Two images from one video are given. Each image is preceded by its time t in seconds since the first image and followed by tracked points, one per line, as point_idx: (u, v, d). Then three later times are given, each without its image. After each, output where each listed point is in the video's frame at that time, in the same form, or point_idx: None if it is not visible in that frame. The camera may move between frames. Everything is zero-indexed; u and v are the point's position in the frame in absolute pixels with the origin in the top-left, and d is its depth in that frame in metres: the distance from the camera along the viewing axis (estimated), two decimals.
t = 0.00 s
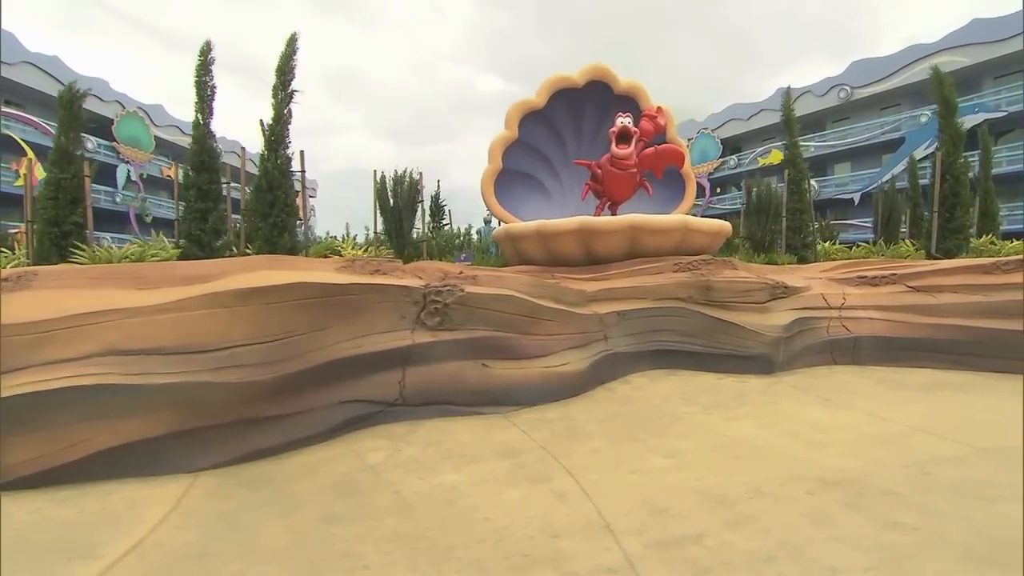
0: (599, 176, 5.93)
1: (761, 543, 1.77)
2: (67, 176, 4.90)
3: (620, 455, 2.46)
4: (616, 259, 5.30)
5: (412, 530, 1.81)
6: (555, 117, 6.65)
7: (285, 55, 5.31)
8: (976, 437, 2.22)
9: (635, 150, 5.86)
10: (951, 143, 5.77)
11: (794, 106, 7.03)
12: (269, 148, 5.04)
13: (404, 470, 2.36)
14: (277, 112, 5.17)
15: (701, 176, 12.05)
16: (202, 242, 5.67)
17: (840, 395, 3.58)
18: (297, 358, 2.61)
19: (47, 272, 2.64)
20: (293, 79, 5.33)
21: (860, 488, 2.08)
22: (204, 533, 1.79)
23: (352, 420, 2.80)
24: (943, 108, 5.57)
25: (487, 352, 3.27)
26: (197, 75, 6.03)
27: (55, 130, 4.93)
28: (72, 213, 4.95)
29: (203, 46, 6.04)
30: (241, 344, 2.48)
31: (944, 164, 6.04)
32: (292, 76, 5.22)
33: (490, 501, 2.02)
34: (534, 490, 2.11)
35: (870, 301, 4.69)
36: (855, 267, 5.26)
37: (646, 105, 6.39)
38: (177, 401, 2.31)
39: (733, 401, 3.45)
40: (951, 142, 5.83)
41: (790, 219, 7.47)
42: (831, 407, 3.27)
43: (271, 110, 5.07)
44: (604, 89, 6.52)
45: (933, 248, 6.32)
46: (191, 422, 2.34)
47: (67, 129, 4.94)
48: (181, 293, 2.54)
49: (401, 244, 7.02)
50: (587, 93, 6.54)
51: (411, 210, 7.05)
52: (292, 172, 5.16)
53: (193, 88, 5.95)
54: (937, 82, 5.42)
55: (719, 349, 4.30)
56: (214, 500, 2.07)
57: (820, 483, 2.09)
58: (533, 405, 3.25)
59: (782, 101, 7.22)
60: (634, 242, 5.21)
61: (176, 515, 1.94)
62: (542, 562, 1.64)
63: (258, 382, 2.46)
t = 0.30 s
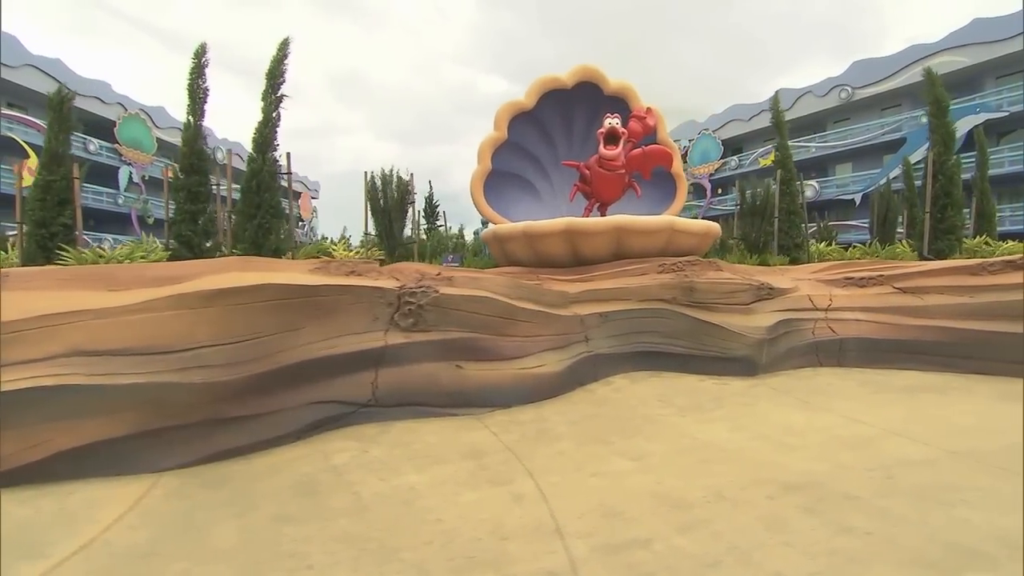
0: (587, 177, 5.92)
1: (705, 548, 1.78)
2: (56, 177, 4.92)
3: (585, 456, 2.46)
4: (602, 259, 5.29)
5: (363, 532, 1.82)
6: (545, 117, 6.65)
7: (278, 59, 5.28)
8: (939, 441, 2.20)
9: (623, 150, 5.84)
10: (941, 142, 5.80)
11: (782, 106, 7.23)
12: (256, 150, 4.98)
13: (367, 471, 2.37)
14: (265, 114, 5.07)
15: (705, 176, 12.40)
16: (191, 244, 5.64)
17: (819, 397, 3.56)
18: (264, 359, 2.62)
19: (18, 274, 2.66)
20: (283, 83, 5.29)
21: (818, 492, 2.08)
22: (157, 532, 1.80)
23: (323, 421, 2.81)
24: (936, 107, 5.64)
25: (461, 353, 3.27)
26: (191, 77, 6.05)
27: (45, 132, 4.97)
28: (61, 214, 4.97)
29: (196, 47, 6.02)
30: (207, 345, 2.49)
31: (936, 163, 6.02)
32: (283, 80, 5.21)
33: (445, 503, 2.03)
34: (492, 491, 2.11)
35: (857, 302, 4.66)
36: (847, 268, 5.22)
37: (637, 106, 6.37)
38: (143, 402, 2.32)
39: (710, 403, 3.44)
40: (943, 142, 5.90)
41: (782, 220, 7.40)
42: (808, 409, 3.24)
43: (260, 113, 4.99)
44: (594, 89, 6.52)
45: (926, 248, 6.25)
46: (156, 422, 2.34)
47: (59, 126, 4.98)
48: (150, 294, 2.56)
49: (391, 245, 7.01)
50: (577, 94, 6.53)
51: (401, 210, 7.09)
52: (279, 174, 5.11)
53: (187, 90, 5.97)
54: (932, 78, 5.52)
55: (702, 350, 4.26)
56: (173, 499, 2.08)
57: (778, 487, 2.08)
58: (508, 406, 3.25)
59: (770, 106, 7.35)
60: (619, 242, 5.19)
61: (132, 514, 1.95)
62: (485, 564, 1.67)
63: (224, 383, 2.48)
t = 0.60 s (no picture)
0: (576, 177, 5.91)
1: (656, 551, 1.78)
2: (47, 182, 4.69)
3: (552, 457, 2.45)
4: (589, 260, 5.28)
5: (316, 532, 1.83)
6: (535, 118, 6.64)
7: (263, 57, 5.30)
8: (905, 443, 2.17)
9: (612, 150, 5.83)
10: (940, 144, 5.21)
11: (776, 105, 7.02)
12: (243, 151, 5.03)
13: (332, 471, 2.37)
14: (252, 115, 5.11)
15: (704, 175, 13.81)
16: (182, 245, 5.68)
17: (800, 398, 3.53)
18: (234, 359, 2.64)
19: None
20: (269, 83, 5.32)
21: (779, 495, 2.06)
22: (114, 529, 1.82)
23: (295, 421, 2.81)
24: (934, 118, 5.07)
25: (437, 353, 3.27)
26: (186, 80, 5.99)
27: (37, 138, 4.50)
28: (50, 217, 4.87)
29: (196, 51, 5.92)
30: (176, 345, 2.51)
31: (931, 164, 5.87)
32: (268, 80, 5.24)
33: (403, 504, 2.03)
34: (452, 491, 2.12)
35: (844, 303, 4.64)
36: (837, 268, 5.19)
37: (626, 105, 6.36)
38: (110, 401, 2.33)
39: (688, 404, 3.42)
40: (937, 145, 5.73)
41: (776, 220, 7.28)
42: (785, 410, 3.22)
43: (246, 115, 5.04)
44: (584, 89, 6.51)
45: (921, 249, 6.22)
46: (124, 422, 2.36)
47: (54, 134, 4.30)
48: (121, 295, 2.58)
49: (385, 246, 7.03)
50: (567, 94, 6.53)
51: (393, 211, 7.09)
52: (266, 176, 5.16)
53: (182, 93, 5.90)
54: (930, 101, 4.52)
55: (686, 351, 4.24)
56: (136, 498, 2.09)
57: (739, 490, 2.06)
58: (484, 407, 3.25)
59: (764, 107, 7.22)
60: (606, 243, 5.18)
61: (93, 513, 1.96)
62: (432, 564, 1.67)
63: (192, 383, 2.49)
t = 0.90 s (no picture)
0: (567, 176, 5.89)
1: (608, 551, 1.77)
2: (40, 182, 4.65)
3: (519, 458, 2.44)
4: (577, 259, 5.27)
5: (270, 531, 1.83)
6: (527, 117, 6.63)
7: (250, 56, 5.36)
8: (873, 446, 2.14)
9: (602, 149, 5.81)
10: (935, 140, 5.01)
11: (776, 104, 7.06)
12: (231, 151, 5.08)
13: (298, 470, 2.37)
14: (239, 114, 5.16)
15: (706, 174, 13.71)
16: (172, 246, 5.64)
17: (782, 399, 3.50)
18: (205, 358, 2.66)
19: None
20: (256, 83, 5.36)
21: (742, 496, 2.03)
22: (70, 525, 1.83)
23: (269, 420, 2.82)
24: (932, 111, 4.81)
25: (415, 353, 3.28)
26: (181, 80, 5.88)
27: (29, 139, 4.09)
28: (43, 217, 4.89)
29: (190, 50, 5.77)
30: (146, 344, 2.52)
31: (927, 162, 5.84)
32: (255, 79, 5.29)
33: (361, 503, 2.03)
34: (412, 491, 2.11)
35: (833, 302, 4.59)
36: (827, 267, 5.15)
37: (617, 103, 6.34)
38: (78, 400, 2.34)
39: (667, 404, 3.40)
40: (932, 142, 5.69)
41: (769, 219, 7.30)
42: (763, 411, 3.20)
43: (233, 114, 5.09)
44: (575, 87, 6.49)
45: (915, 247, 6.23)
46: (92, 421, 2.37)
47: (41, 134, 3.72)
48: (94, 294, 2.60)
49: (377, 245, 7.05)
50: (558, 93, 6.52)
51: (385, 211, 7.11)
52: (255, 175, 5.19)
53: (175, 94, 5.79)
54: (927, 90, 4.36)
55: (671, 351, 4.22)
56: (98, 495, 2.10)
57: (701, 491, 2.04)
58: (461, 406, 3.25)
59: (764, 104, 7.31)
60: (594, 242, 5.16)
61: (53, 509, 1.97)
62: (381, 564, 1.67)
63: (162, 382, 2.50)
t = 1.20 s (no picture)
0: (558, 177, 5.89)
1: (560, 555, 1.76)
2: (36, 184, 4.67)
3: (488, 460, 2.43)
4: (567, 261, 5.26)
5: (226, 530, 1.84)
6: (520, 118, 6.63)
7: (246, 61, 5.38)
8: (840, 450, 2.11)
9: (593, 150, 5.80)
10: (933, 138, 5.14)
11: (769, 100, 7.01)
12: (223, 154, 5.12)
13: (267, 470, 2.38)
14: (233, 118, 5.17)
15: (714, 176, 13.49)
16: (168, 247, 5.72)
17: (764, 402, 3.47)
18: (181, 358, 2.68)
19: None
20: (251, 87, 5.40)
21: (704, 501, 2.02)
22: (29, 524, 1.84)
23: (246, 420, 2.84)
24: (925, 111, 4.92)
25: (393, 354, 3.29)
26: (173, 84, 5.96)
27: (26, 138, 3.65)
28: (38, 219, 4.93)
29: (179, 52, 5.85)
30: (122, 344, 2.55)
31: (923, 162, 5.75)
32: (250, 84, 5.31)
33: (322, 505, 2.03)
34: (375, 492, 2.12)
35: (823, 304, 4.54)
36: (819, 268, 5.10)
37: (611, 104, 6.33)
38: (52, 399, 2.36)
39: (646, 406, 3.38)
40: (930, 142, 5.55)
41: (765, 220, 7.24)
42: (742, 414, 3.16)
43: (228, 117, 5.11)
44: (569, 88, 6.49)
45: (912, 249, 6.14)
46: (66, 420, 2.39)
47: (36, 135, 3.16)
48: (71, 294, 2.63)
49: (372, 247, 7.07)
50: (551, 95, 6.52)
51: (380, 213, 7.12)
52: (247, 178, 5.23)
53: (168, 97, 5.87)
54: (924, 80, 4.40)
55: (656, 353, 4.19)
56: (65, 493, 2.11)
57: (663, 494, 2.03)
58: (439, 407, 3.25)
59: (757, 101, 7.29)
60: (583, 243, 5.15)
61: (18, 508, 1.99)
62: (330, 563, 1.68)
63: (136, 381, 2.53)
